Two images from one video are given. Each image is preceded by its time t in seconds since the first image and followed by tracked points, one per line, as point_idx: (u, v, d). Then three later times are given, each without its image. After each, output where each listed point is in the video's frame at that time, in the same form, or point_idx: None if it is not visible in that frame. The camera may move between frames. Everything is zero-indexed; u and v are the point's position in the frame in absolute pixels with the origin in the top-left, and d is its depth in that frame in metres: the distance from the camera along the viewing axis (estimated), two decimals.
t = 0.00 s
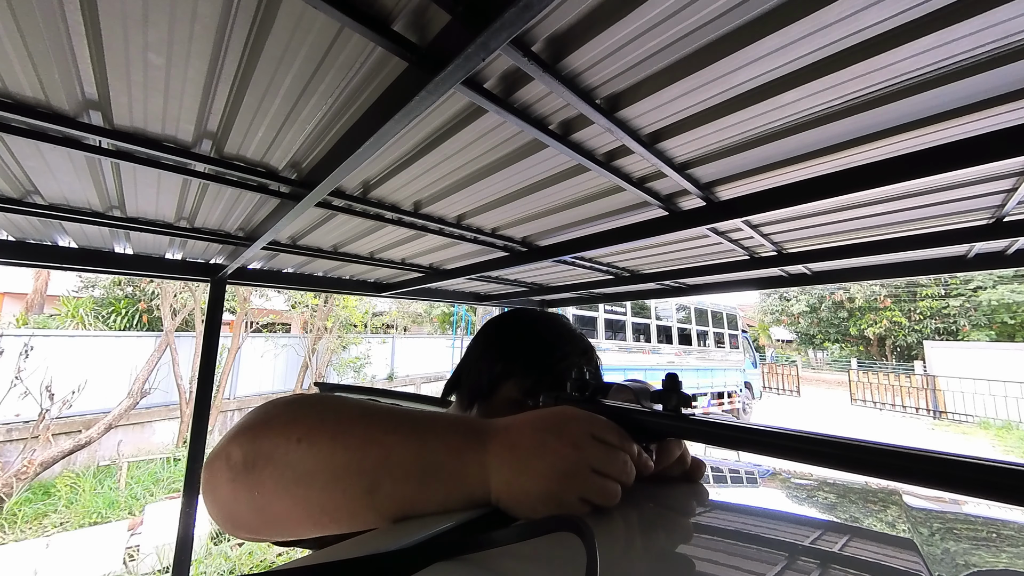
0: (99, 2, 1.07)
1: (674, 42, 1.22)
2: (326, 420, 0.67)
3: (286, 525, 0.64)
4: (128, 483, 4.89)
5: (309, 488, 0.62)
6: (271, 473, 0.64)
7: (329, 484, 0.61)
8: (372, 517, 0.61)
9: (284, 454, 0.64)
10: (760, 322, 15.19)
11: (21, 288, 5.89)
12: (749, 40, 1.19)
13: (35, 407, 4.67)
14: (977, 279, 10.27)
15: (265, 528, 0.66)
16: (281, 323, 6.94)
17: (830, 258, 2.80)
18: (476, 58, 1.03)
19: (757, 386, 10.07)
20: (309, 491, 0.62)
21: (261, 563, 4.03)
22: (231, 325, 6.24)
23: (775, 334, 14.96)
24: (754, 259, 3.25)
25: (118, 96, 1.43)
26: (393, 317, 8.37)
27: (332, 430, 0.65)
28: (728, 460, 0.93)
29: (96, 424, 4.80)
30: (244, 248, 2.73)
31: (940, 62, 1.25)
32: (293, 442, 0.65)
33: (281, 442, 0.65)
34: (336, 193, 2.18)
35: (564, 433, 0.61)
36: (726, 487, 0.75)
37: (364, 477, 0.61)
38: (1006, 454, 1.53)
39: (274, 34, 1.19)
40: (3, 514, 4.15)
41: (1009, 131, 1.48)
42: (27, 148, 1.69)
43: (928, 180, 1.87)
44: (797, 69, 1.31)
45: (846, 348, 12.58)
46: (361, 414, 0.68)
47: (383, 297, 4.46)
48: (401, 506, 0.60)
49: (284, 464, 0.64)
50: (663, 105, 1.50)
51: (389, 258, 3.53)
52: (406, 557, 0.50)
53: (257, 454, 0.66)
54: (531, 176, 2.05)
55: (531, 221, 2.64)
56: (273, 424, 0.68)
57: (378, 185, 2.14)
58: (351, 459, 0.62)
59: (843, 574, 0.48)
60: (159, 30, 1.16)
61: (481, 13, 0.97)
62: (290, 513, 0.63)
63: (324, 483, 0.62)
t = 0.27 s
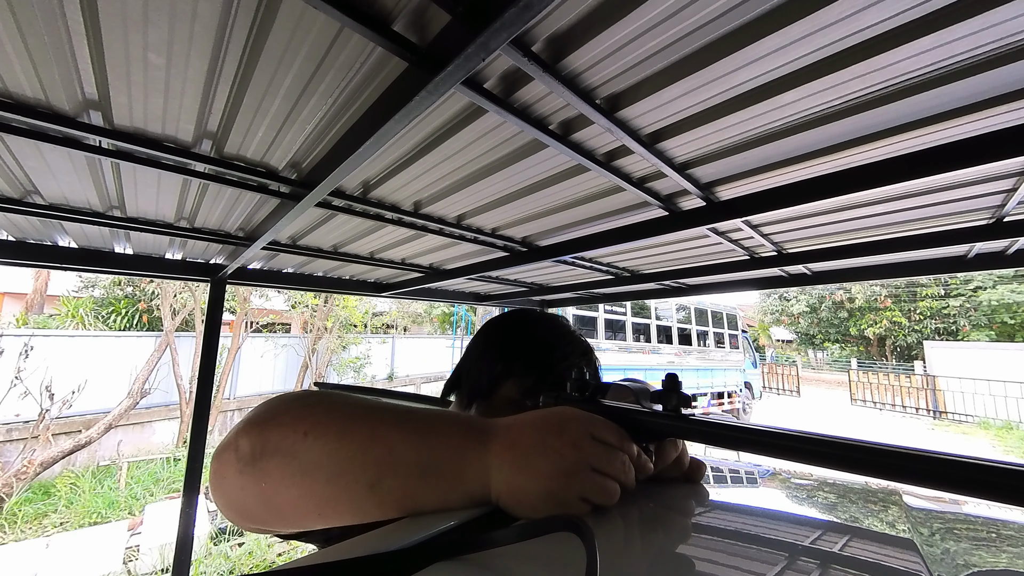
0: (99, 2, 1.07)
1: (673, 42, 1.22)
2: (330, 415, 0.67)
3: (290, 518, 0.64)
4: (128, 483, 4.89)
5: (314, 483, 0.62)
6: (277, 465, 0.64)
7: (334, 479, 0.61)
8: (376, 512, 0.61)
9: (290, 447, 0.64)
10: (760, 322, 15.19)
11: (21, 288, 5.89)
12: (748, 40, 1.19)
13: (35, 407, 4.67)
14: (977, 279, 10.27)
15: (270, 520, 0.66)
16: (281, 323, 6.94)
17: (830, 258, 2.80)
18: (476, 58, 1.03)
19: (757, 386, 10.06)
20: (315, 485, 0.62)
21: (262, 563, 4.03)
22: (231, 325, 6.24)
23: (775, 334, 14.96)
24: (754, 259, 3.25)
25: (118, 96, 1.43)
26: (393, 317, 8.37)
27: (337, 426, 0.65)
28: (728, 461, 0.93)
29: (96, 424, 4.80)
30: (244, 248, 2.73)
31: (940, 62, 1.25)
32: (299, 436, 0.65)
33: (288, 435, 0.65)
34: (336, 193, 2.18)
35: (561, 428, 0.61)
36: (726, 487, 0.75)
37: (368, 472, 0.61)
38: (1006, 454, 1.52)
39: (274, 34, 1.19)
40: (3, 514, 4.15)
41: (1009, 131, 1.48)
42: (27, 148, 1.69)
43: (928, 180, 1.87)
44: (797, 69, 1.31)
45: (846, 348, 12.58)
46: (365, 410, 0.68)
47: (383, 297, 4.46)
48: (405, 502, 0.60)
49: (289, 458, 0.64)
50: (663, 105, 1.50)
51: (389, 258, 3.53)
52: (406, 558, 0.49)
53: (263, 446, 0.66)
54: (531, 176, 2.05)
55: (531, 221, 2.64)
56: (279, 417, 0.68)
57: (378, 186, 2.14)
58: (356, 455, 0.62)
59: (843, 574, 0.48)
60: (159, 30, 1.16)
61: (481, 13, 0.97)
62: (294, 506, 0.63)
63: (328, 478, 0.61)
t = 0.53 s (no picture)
0: (99, 2, 1.07)
1: (673, 42, 1.22)
2: (332, 417, 0.67)
3: (292, 520, 0.64)
4: (128, 483, 4.89)
5: (315, 485, 0.62)
6: (279, 468, 0.65)
7: (334, 482, 0.62)
8: (376, 513, 0.61)
9: (291, 450, 0.65)
10: (760, 322, 15.20)
11: (22, 287, 5.90)
12: (748, 41, 1.20)
13: (35, 407, 4.67)
14: (977, 279, 10.26)
15: (272, 524, 0.66)
16: (281, 323, 6.95)
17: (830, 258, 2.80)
18: (476, 58, 1.03)
19: (757, 386, 10.07)
20: (315, 487, 0.62)
21: (262, 563, 4.04)
22: (231, 325, 6.24)
23: (776, 334, 14.96)
24: (754, 259, 3.25)
25: (118, 96, 1.43)
26: (393, 317, 8.40)
27: (339, 428, 0.65)
28: (728, 461, 0.93)
29: (96, 424, 4.80)
30: (244, 248, 2.73)
31: (939, 62, 1.25)
32: (301, 439, 0.65)
33: (290, 438, 0.66)
34: (336, 193, 2.18)
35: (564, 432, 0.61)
36: (726, 487, 0.75)
37: (368, 474, 0.61)
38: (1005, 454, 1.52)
39: (275, 34, 1.19)
40: (3, 514, 4.15)
41: (1009, 131, 1.48)
42: (27, 148, 1.69)
43: (928, 180, 1.87)
44: (797, 69, 1.31)
45: (846, 348, 12.58)
46: (367, 412, 0.69)
47: (383, 298, 4.45)
48: (405, 503, 0.60)
49: (291, 461, 0.64)
50: (663, 105, 1.50)
51: (389, 258, 3.53)
52: (405, 559, 0.49)
53: (266, 449, 0.67)
54: (531, 176, 2.05)
55: (531, 221, 2.64)
56: (282, 421, 0.69)
57: (378, 186, 2.14)
58: (357, 456, 0.62)
59: (843, 574, 0.48)
60: (159, 30, 1.16)
61: (481, 13, 0.97)
62: (295, 509, 0.63)
63: (329, 480, 0.62)
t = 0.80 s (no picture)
0: (99, 2, 1.07)
1: (673, 42, 1.23)
2: (320, 419, 0.66)
3: (293, 527, 0.63)
4: (128, 483, 4.89)
5: (311, 492, 0.61)
6: (273, 475, 0.64)
7: (331, 487, 0.61)
8: (377, 516, 0.61)
9: (285, 457, 0.64)
10: (760, 323, 15.20)
11: (22, 288, 5.90)
12: (748, 41, 1.20)
13: (35, 407, 4.67)
14: (977, 280, 10.26)
15: (271, 533, 0.66)
16: (281, 323, 6.95)
17: (830, 258, 2.80)
18: (476, 58, 1.03)
19: (757, 385, 10.06)
20: (314, 492, 0.61)
21: (262, 563, 4.04)
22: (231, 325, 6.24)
23: (776, 334, 14.96)
24: (754, 259, 3.25)
25: (118, 96, 1.43)
26: (393, 318, 8.40)
27: (327, 430, 0.64)
28: (729, 461, 0.93)
29: (96, 424, 4.80)
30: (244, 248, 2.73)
31: (939, 62, 1.25)
32: (291, 444, 0.64)
33: (283, 445, 0.65)
34: (336, 193, 2.18)
35: (580, 436, 0.61)
36: (726, 486, 0.75)
37: (365, 475, 0.60)
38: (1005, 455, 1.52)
39: (275, 34, 1.19)
40: (3, 514, 4.15)
41: (1009, 131, 1.48)
42: (27, 148, 1.69)
43: (928, 180, 1.87)
44: (797, 70, 1.31)
45: (846, 348, 12.58)
46: (356, 411, 0.67)
47: (383, 298, 4.46)
48: (405, 504, 0.60)
49: (283, 468, 0.63)
50: (663, 105, 1.50)
51: (389, 258, 3.53)
52: (407, 558, 0.49)
53: (258, 457, 0.66)
54: (531, 176, 2.05)
55: (531, 221, 2.64)
56: (272, 427, 0.68)
57: (378, 186, 2.14)
58: (352, 457, 0.61)
59: (843, 574, 0.48)
60: (159, 29, 1.16)
61: (481, 13, 0.97)
62: (293, 516, 0.62)
63: (324, 486, 0.61)
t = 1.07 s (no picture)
0: (99, 2, 1.07)
1: (673, 42, 1.22)
2: (338, 411, 0.64)
3: (309, 514, 0.64)
4: (128, 483, 4.88)
5: (326, 481, 0.61)
6: (291, 464, 0.63)
7: (346, 478, 0.60)
8: (390, 509, 0.61)
9: (300, 446, 0.63)
10: (760, 323, 15.20)
11: (22, 287, 5.90)
12: (748, 41, 1.20)
13: (35, 407, 4.67)
14: (977, 280, 10.25)
15: (290, 515, 0.67)
16: (281, 323, 6.95)
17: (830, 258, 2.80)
18: (476, 58, 1.03)
19: (757, 385, 10.07)
20: (327, 483, 0.61)
21: (262, 563, 4.05)
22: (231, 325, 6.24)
23: (776, 334, 14.96)
24: (754, 259, 3.24)
25: (118, 96, 1.43)
26: (393, 318, 8.40)
27: (343, 422, 0.61)
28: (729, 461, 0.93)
29: (96, 424, 4.80)
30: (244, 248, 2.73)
31: (939, 62, 1.25)
32: (311, 433, 0.63)
33: (299, 435, 0.64)
34: (336, 193, 2.18)
35: (608, 447, 0.61)
36: (727, 486, 0.74)
37: (375, 469, 0.59)
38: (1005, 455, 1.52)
39: (274, 34, 1.19)
40: (3, 514, 4.15)
41: (1009, 131, 1.47)
42: (27, 148, 1.69)
43: (928, 180, 1.87)
44: (797, 70, 1.31)
45: (846, 348, 12.57)
46: (376, 403, 0.65)
47: (383, 297, 4.46)
48: (420, 500, 0.60)
49: (302, 455, 0.62)
50: (663, 105, 1.50)
51: (389, 258, 3.53)
52: (407, 558, 0.49)
53: (278, 443, 0.65)
54: (531, 176, 2.05)
55: (531, 221, 2.64)
56: (296, 416, 0.67)
57: (378, 186, 2.14)
58: (362, 450, 0.59)
59: (843, 574, 0.48)
60: (159, 30, 1.16)
61: (481, 13, 0.97)
62: (310, 504, 0.63)
63: (340, 477, 0.60)
